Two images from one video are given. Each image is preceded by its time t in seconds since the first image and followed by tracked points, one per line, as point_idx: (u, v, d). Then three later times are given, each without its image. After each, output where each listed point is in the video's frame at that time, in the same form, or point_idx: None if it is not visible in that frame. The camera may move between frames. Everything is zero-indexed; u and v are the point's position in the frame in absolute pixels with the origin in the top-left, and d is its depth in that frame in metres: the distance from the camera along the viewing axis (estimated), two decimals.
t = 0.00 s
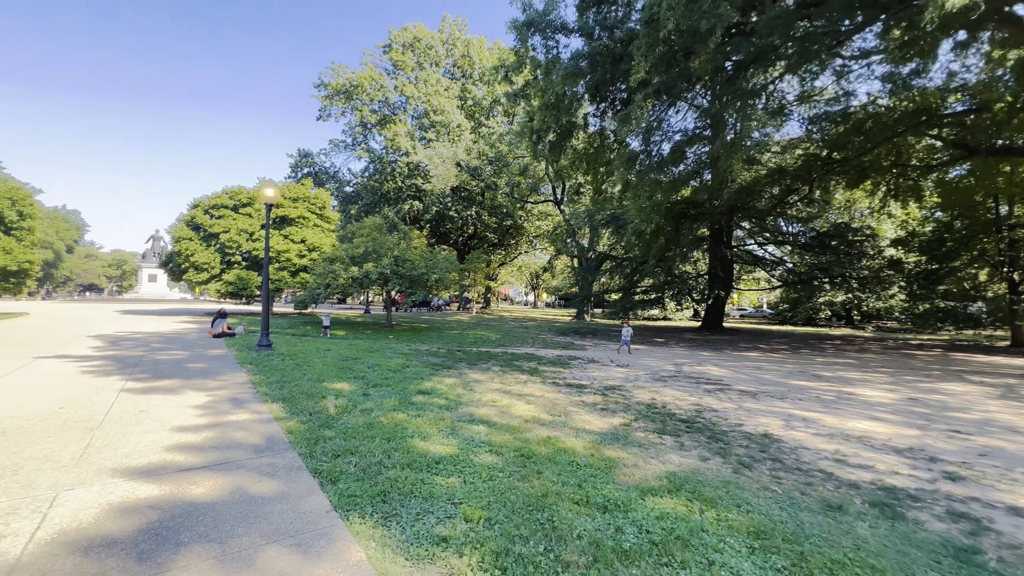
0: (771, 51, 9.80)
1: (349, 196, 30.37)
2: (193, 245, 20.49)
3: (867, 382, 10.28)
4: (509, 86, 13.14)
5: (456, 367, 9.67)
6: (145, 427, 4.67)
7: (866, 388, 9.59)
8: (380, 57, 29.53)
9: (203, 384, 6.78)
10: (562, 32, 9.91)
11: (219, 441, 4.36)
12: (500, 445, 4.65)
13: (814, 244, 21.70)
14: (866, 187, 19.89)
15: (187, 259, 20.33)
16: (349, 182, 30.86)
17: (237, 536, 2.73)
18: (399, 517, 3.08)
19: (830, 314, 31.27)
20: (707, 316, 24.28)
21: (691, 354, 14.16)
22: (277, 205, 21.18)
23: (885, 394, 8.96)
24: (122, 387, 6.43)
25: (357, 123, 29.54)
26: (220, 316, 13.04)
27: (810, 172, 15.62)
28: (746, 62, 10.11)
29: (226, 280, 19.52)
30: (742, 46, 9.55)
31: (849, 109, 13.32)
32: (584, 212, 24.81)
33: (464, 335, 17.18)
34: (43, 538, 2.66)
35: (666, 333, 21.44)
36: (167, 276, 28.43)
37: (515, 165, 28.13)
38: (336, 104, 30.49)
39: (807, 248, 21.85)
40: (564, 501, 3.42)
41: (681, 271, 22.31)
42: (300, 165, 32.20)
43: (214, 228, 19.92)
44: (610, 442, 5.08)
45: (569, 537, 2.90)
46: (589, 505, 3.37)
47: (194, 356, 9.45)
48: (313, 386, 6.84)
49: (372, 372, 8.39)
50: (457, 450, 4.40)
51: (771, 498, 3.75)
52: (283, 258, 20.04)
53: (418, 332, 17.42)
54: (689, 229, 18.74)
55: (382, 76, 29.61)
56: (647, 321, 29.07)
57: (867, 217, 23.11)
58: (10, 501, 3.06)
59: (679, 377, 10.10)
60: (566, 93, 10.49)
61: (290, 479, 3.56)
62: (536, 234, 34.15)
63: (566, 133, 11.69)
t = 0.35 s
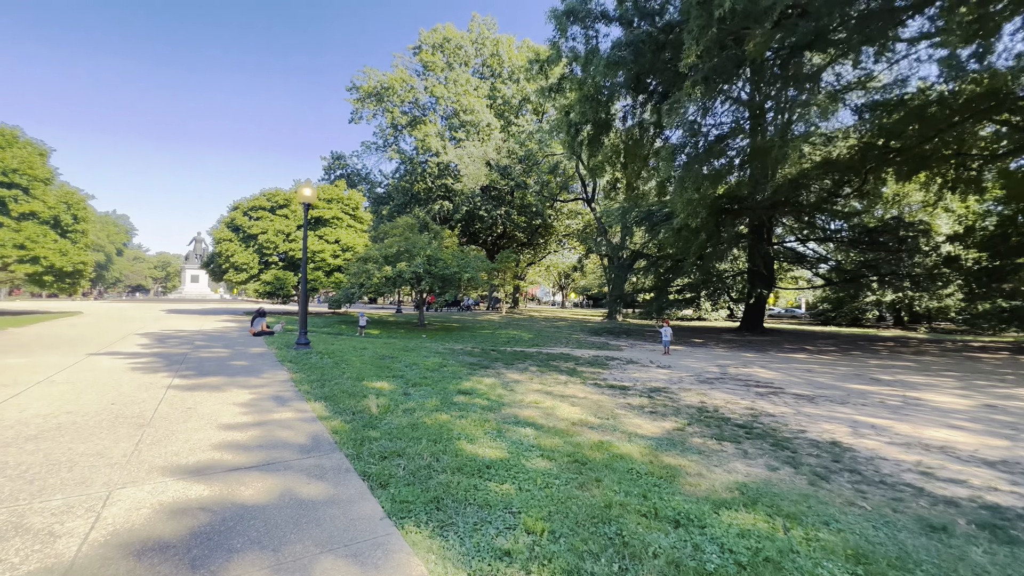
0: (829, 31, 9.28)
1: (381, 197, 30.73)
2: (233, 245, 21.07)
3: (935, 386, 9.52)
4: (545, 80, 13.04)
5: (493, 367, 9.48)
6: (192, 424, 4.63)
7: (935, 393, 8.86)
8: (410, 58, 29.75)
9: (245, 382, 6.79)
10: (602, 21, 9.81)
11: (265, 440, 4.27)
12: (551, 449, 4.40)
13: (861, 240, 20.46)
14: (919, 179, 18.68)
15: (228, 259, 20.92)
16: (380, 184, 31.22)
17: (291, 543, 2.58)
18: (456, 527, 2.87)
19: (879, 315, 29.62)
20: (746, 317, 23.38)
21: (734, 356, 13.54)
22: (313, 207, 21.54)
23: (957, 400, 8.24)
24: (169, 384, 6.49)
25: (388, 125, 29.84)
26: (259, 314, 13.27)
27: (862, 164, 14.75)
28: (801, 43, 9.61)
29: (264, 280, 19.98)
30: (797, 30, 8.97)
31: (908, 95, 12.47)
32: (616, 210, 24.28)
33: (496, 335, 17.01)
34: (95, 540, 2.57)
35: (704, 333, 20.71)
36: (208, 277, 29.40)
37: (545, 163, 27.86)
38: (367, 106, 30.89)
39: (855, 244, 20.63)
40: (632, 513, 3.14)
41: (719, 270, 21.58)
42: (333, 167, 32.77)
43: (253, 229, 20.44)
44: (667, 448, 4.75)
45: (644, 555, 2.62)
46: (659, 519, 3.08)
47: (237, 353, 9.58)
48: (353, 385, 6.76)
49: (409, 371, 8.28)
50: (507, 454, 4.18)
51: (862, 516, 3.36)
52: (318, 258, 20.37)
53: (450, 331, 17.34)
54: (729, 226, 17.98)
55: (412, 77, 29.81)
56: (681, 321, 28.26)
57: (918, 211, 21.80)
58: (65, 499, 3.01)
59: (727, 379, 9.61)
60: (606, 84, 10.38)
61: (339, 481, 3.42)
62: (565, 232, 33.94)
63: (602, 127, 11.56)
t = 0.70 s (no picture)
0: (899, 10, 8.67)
1: (411, 199, 30.96)
2: (271, 248, 21.56)
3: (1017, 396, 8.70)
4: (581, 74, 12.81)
5: (532, 370, 9.22)
6: (240, 429, 4.55)
7: (1019, 403, 8.08)
8: (440, 60, 29.84)
9: (289, 384, 6.76)
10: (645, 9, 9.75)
11: (313, 447, 4.14)
12: (610, 463, 4.11)
13: (916, 238, 18.89)
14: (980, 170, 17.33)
15: (266, 261, 21.43)
16: (411, 185, 31.44)
17: (351, 568, 2.38)
18: (525, 553, 2.62)
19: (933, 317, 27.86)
20: (789, 319, 22.35)
21: (782, 360, 12.84)
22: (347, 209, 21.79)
23: None
24: (214, 386, 6.50)
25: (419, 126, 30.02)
26: (297, 316, 13.43)
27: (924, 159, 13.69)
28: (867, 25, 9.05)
29: (301, 282, 20.35)
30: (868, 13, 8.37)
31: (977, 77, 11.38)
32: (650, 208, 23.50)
33: (530, 336, 16.77)
34: (151, 556, 2.44)
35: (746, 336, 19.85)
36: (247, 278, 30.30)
37: (575, 162, 27.47)
38: (398, 109, 31.17)
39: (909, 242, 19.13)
40: (716, 543, 2.81)
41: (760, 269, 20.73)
42: (365, 170, 33.21)
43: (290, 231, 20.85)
44: (736, 463, 4.37)
45: None
46: (749, 551, 2.73)
47: (278, 354, 9.65)
48: (395, 389, 6.63)
49: (449, 374, 8.12)
50: (565, 468, 3.91)
51: (984, 552, 2.92)
52: (352, 260, 20.60)
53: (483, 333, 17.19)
54: (775, 223, 16.98)
55: (442, 79, 29.90)
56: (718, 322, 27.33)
57: (976, 206, 20.33)
58: (119, 509, 2.92)
59: (781, 386, 9.04)
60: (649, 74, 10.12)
61: (394, 496, 3.22)
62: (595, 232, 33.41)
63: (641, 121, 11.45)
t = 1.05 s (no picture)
0: None
1: (442, 199, 31.09)
2: (308, 248, 21.97)
3: None
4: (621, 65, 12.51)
5: (575, 372, 8.92)
6: (292, 430, 4.47)
7: None
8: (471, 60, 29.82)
9: (332, 384, 6.68)
10: None
11: (367, 451, 4.01)
12: (680, 475, 3.80)
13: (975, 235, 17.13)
14: None
15: (304, 262, 21.87)
16: (441, 186, 31.55)
17: None
18: None
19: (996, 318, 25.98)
20: (838, 320, 21.24)
21: (837, 364, 12.10)
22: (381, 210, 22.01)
23: None
24: (262, 385, 6.49)
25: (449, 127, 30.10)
26: (336, 315, 13.53)
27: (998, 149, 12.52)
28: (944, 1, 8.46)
29: (336, 282, 20.64)
30: None
31: None
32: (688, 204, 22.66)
33: (565, 337, 16.47)
34: (215, 568, 2.32)
35: (791, 337, 18.96)
36: (285, 279, 31.11)
37: (607, 159, 27.00)
38: (429, 110, 31.33)
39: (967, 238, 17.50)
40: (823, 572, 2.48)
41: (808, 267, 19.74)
42: (397, 172, 33.54)
43: (326, 232, 21.20)
44: (818, 477, 3.99)
45: None
46: None
47: (319, 354, 9.68)
48: (439, 390, 6.45)
49: (491, 375, 7.91)
50: (634, 479, 3.63)
51: None
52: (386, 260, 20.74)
53: (517, 333, 16.97)
54: (828, 217, 15.92)
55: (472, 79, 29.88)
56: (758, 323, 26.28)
57: None
58: (180, 514, 2.82)
59: (843, 391, 8.46)
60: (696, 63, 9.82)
61: (458, 507, 3.03)
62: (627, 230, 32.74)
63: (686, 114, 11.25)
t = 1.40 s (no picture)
0: None
1: (471, 200, 31.11)
2: (341, 250, 22.30)
3: None
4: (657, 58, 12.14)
5: (616, 377, 8.59)
6: (335, 437, 4.36)
7: None
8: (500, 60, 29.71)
9: (371, 387, 6.59)
10: None
11: (413, 461, 3.84)
12: (751, 495, 3.47)
13: None
14: None
15: (337, 263, 22.21)
16: (471, 187, 31.57)
17: None
18: None
19: None
20: (888, 323, 20.06)
21: (896, 370, 11.31)
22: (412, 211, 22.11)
23: None
24: (302, 388, 6.47)
25: (479, 128, 30.09)
26: (370, 316, 13.59)
27: None
28: None
29: (369, 283, 20.85)
30: None
31: None
32: (725, 201, 21.77)
33: (599, 339, 16.11)
34: None
35: (839, 340, 17.99)
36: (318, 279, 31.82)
37: (638, 157, 26.44)
38: (458, 111, 31.39)
39: None
40: None
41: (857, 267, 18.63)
42: (426, 173, 33.76)
43: (358, 234, 21.46)
44: (906, 501, 3.58)
45: None
46: None
47: (356, 356, 9.68)
48: (479, 395, 6.27)
49: (530, 379, 7.68)
50: (702, 499, 3.32)
51: None
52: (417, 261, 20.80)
53: (549, 334, 16.70)
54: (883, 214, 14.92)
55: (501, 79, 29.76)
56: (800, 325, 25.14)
57: None
58: (227, 529, 2.69)
59: (910, 400, 7.81)
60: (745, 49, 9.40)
61: (516, 528, 2.80)
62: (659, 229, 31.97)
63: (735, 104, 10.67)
